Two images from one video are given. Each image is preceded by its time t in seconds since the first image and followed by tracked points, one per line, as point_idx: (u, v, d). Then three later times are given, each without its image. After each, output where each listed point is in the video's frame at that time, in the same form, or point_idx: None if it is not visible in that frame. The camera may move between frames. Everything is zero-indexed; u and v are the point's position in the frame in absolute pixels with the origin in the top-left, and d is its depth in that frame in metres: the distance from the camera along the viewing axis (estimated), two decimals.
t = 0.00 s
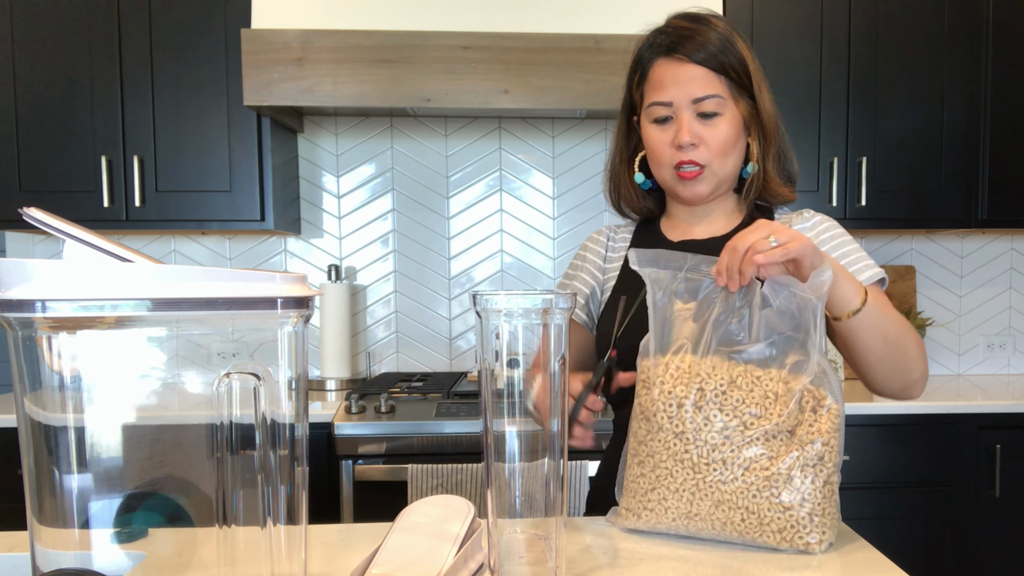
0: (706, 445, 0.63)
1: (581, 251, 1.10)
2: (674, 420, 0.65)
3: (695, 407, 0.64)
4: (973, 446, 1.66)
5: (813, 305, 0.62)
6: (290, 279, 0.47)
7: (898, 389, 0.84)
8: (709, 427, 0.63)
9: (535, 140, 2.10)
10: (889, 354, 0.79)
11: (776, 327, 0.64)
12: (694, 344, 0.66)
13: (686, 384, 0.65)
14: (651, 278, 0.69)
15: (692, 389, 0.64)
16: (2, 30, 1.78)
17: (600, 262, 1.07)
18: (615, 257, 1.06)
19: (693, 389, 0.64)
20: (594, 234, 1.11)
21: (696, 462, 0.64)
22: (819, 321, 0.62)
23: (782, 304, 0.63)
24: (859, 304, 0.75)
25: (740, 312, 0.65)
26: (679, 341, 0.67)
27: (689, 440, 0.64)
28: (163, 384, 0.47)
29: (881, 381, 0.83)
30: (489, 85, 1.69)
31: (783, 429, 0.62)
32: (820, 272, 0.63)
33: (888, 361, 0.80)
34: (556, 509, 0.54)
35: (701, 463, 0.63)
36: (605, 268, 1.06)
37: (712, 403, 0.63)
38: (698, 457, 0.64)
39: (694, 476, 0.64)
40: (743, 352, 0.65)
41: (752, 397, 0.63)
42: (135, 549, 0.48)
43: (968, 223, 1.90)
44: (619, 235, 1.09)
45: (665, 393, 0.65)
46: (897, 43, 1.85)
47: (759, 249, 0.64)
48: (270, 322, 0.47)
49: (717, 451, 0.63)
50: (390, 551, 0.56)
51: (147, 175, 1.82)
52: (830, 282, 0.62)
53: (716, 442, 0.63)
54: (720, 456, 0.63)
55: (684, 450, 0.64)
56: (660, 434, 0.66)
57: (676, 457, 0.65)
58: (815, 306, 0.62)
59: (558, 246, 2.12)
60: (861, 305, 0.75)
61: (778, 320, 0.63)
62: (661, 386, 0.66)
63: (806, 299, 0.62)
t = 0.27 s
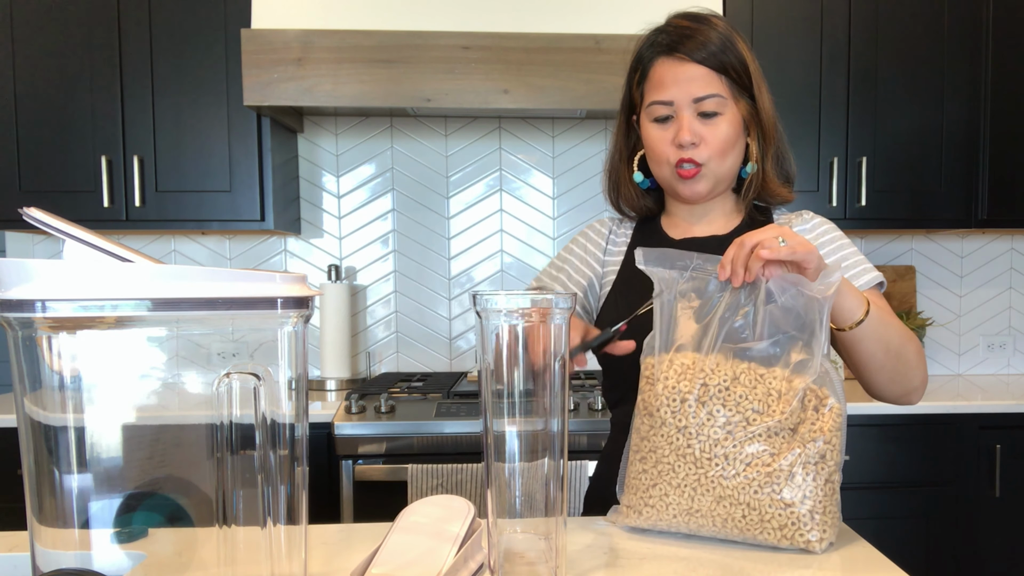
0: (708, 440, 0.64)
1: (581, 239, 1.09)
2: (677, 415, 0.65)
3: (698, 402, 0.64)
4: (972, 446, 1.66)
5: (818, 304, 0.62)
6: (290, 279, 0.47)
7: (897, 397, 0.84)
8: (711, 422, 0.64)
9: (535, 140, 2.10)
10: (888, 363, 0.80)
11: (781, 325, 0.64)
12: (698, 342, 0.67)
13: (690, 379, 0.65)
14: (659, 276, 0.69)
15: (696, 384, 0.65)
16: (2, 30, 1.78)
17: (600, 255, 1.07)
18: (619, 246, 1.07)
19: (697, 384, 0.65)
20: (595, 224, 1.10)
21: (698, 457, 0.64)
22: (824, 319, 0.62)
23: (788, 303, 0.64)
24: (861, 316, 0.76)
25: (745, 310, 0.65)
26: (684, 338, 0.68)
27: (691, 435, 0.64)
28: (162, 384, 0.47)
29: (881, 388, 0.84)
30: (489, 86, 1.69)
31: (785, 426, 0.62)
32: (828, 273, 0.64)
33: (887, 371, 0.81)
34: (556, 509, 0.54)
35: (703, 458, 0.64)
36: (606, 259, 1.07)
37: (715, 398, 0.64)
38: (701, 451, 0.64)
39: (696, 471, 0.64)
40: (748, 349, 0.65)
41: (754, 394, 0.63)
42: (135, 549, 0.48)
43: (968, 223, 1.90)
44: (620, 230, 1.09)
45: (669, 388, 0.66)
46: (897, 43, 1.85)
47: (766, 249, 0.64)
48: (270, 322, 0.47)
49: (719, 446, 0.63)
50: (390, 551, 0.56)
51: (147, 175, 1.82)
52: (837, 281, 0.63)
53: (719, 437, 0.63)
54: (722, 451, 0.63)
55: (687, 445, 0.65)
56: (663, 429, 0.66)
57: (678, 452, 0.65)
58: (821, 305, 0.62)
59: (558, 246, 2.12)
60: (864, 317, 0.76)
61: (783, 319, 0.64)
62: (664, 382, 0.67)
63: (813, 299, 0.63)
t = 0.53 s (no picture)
0: (708, 438, 0.64)
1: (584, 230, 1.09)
2: (678, 414, 0.65)
3: (699, 401, 0.64)
4: (972, 446, 1.66)
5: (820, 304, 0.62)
6: (290, 279, 0.47)
7: (894, 403, 0.84)
8: (711, 421, 0.64)
9: (535, 140, 2.10)
10: (884, 371, 0.80)
11: (782, 325, 0.64)
12: (699, 341, 0.67)
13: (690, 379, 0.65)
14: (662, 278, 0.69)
15: (696, 383, 0.65)
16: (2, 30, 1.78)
17: (600, 250, 1.08)
18: (621, 239, 1.08)
19: (697, 383, 0.65)
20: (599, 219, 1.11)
21: (698, 456, 0.64)
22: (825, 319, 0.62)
23: (790, 302, 0.64)
24: (859, 325, 0.75)
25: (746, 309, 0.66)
26: (685, 338, 0.68)
27: (692, 434, 0.64)
28: (163, 384, 0.47)
29: (879, 395, 0.84)
30: (489, 86, 1.69)
31: (785, 426, 0.62)
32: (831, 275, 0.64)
33: (883, 378, 0.81)
34: (555, 509, 0.54)
35: (703, 457, 0.64)
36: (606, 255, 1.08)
37: (715, 397, 0.64)
38: (701, 450, 0.64)
39: (696, 469, 0.64)
40: (750, 349, 0.65)
41: (754, 393, 0.63)
42: (134, 550, 0.48)
43: (968, 223, 1.90)
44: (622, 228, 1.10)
45: (669, 387, 0.66)
46: (897, 43, 1.85)
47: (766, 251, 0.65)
48: (270, 322, 0.47)
49: (719, 445, 0.63)
50: (390, 551, 0.56)
51: (147, 175, 1.82)
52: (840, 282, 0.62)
53: (719, 436, 0.63)
54: (722, 450, 0.63)
55: (687, 444, 0.65)
56: (663, 428, 0.66)
57: (679, 451, 0.65)
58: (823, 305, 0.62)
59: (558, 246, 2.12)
60: (861, 327, 0.75)
61: (784, 318, 0.64)
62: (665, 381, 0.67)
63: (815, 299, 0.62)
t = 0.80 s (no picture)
0: (708, 438, 0.64)
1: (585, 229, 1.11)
2: (677, 415, 0.65)
3: (699, 401, 0.64)
4: (972, 445, 1.66)
5: (822, 304, 0.62)
6: (290, 279, 0.47)
7: (901, 388, 0.84)
8: (711, 421, 0.64)
9: (535, 139, 2.10)
10: (890, 357, 0.80)
11: (781, 325, 0.64)
12: (699, 343, 0.67)
13: (690, 379, 0.65)
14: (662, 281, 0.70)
15: (696, 383, 0.65)
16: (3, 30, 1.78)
17: (600, 250, 1.10)
18: (621, 238, 1.09)
19: (697, 384, 0.65)
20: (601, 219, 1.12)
21: (698, 456, 0.64)
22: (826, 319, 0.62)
23: (790, 299, 0.64)
24: (856, 309, 0.76)
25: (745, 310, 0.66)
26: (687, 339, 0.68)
27: (691, 435, 0.65)
28: (163, 384, 0.47)
29: (884, 382, 0.83)
30: (489, 86, 1.69)
31: (785, 426, 0.62)
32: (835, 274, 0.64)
33: (889, 364, 0.81)
34: (556, 509, 0.54)
35: (703, 457, 0.64)
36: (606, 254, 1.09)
37: (715, 397, 0.64)
38: (701, 451, 0.64)
39: (696, 469, 0.64)
40: (750, 349, 0.65)
41: (754, 393, 0.63)
42: (135, 549, 0.48)
43: (968, 223, 1.91)
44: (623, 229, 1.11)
45: (669, 387, 0.66)
46: (897, 43, 1.84)
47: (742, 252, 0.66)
48: (270, 322, 0.47)
49: (720, 445, 0.63)
50: (390, 551, 0.56)
51: (147, 176, 1.82)
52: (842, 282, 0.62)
53: (719, 436, 0.63)
54: (722, 450, 0.63)
55: (687, 445, 0.65)
56: (663, 429, 0.66)
57: (678, 450, 0.65)
58: (824, 304, 0.62)
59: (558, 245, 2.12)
60: (859, 310, 0.76)
61: (784, 317, 0.64)
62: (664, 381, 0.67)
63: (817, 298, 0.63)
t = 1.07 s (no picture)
0: (708, 439, 0.64)
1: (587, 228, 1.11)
2: (678, 416, 0.65)
3: (699, 403, 0.64)
4: (972, 445, 1.66)
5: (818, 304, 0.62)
6: (290, 279, 0.47)
7: (895, 358, 0.84)
8: (711, 422, 0.64)
9: (535, 139, 2.10)
10: (876, 323, 0.80)
11: (780, 326, 0.64)
12: (699, 346, 0.67)
13: (690, 380, 0.65)
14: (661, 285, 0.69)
15: (696, 384, 0.65)
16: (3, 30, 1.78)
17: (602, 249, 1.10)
18: (626, 237, 1.09)
19: (697, 385, 0.65)
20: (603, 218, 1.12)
21: (698, 457, 0.64)
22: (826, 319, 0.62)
23: (786, 301, 0.64)
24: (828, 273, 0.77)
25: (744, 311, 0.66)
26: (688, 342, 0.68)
27: (691, 436, 0.65)
28: (163, 384, 0.47)
29: (878, 350, 0.83)
30: (489, 86, 1.69)
31: (785, 427, 0.62)
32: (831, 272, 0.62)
33: (874, 333, 0.81)
34: (556, 509, 0.54)
35: (703, 458, 0.64)
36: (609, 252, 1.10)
37: (715, 398, 0.64)
38: (702, 452, 0.64)
39: (696, 470, 0.64)
40: (749, 351, 0.65)
41: (754, 394, 0.63)
42: (135, 549, 0.48)
43: (968, 223, 1.91)
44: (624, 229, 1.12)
45: (670, 388, 0.66)
46: (897, 43, 1.84)
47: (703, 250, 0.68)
48: (270, 322, 0.47)
49: (720, 446, 0.63)
50: (389, 552, 0.56)
51: (147, 176, 1.82)
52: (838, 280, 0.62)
53: (719, 437, 0.63)
54: (722, 451, 0.63)
55: (687, 446, 0.65)
56: (663, 429, 0.66)
57: (678, 451, 0.65)
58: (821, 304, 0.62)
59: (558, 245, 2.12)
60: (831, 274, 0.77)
61: (783, 318, 0.64)
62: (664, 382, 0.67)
63: (812, 298, 0.62)
